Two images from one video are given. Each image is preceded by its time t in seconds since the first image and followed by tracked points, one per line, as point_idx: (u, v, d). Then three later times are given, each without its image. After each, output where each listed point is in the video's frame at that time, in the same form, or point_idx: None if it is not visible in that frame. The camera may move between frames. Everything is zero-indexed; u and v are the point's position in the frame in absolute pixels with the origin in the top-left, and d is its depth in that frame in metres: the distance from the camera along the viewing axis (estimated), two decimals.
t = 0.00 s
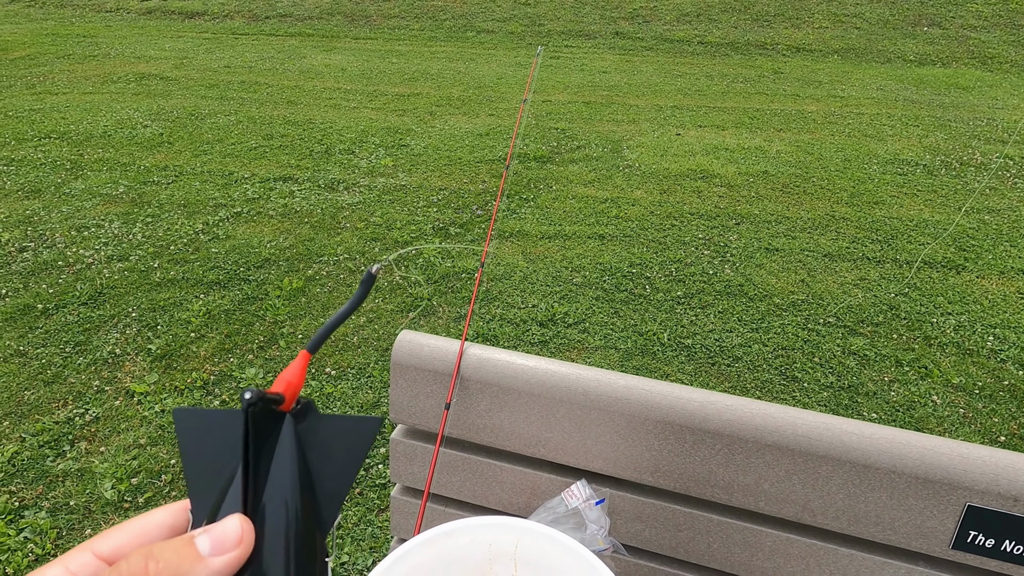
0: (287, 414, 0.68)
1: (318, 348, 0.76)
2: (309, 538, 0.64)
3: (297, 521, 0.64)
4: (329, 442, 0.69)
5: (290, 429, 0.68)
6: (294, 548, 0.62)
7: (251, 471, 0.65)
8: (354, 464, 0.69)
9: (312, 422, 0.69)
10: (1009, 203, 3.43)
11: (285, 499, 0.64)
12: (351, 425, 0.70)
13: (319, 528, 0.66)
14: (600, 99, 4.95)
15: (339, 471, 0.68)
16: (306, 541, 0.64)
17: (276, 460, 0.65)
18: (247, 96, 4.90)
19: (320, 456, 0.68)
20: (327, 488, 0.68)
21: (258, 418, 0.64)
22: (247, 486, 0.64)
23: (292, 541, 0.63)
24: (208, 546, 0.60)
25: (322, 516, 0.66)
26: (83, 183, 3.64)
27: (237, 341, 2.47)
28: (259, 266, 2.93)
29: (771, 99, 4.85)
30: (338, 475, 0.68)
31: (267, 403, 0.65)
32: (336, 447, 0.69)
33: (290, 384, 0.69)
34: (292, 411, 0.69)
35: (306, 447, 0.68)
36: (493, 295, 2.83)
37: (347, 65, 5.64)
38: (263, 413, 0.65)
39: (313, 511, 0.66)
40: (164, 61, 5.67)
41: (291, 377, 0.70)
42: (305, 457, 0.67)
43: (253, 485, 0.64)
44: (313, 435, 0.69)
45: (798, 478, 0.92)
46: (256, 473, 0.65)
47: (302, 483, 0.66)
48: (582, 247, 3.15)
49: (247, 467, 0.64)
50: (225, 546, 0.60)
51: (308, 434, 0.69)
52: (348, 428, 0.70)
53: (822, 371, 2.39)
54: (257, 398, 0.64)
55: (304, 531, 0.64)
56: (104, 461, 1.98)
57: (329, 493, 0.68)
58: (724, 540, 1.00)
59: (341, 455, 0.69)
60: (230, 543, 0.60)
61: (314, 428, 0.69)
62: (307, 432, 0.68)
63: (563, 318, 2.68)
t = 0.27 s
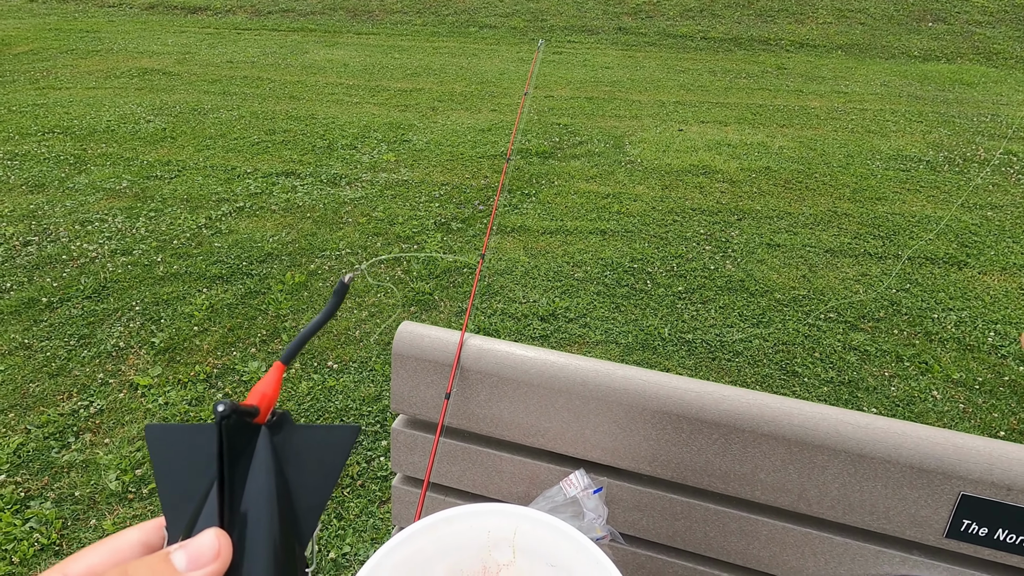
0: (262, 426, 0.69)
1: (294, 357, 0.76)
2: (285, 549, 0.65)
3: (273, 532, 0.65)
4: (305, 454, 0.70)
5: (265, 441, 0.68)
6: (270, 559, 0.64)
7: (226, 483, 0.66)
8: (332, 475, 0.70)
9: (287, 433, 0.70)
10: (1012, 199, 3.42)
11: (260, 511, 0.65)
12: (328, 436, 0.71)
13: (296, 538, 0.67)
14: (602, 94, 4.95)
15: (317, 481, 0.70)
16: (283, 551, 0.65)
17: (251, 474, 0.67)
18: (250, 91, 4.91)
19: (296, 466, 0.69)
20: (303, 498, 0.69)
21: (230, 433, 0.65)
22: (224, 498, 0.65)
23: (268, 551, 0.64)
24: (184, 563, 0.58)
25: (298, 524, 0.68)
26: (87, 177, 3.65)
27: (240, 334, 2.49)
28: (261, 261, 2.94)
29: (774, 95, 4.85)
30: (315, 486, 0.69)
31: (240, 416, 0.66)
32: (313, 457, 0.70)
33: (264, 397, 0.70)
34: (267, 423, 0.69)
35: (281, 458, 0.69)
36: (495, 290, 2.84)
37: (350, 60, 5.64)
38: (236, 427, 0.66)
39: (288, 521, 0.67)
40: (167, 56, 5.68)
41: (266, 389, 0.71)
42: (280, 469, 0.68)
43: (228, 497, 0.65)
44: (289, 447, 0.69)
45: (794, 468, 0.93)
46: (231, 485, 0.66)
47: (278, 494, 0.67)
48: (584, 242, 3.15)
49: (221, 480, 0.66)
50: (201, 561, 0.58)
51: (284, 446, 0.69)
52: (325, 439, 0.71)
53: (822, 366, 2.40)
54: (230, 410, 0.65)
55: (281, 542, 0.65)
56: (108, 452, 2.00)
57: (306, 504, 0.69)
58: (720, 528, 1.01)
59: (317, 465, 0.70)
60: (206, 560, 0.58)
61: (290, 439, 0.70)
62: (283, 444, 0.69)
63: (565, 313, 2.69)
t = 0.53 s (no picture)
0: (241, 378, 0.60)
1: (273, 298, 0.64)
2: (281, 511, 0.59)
3: (264, 490, 0.58)
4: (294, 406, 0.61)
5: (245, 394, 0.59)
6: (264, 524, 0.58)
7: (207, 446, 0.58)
8: (322, 425, 0.61)
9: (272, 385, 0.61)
10: (1009, 195, 3.43)
11: (248, 472, 0.59)
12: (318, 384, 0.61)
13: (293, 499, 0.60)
14: (600, 91, 4.94)
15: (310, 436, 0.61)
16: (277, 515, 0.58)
17: (232, 428, 0.59)
18: (247, 88, 4.89)
19: (285, 420, 0.61)
20: (297, 455, 0.61)
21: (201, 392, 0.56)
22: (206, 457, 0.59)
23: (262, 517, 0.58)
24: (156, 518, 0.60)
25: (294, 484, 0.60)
26: (83, 174, 3.64)
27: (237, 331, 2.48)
28: (258, 257, 2.94)
29: (772, 92, 4.84)
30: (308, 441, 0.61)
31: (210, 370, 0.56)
32: (303, 408, 0.61)
33: (242, 347, 0.59)
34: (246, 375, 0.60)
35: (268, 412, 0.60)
36: (492, 285, 2.84)
37: (347, 57, 5.63)
38: (207, 385, 0.56)
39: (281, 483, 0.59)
40: (163, 53, 5.66)
41: (239, 335, 0.59)
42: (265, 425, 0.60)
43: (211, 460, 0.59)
44: (274, 398, 0.61)
45: (789, 457, 0.93)
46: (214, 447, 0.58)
47: (265, 450, 0.59)
48: (581, 238, 3.16)
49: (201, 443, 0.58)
50: (182, 513, 0.58)
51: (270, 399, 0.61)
52: (315, 385, 0.62)
53: (819, 361, 2.40)
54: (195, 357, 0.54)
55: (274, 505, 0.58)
56: (105, 448, 2.00)
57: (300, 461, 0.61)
58: (715, 519, 1.02)
59: (309, 417, 0.61)
60: (186, 510, 0.58)
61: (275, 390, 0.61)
62: (268, 396, 0.60)
63: (562, 308, 2.69)
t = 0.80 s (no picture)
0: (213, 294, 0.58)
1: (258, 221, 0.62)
2: (251, 430, 0.55)
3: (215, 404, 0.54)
4: (268, 325, 0.59)
5: (219, 313, 0.58)
6: (231, 440, 0.53)
7: (167, 357, 0.55)
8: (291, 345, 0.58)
9: (246, 303, 0.59)
10: (997, 191, 3.46)
11: (212, 388, 0.55)
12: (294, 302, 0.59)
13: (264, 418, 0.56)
14: (593, 90, 4.95)
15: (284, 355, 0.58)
16: (247, 433, 0.54)
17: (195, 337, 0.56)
18: (238, 88, 4.87)
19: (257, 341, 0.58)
20: (269, 375, 0.57)
21: (159, 289, 0.52)
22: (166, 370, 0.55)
23: (222, 432, 0.53)
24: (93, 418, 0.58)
25: (265, 404, 0.56)
26: (72, 175, 3.62)
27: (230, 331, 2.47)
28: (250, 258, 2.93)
29: (763, 90, 4.87)
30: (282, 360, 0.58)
31: (170, 269, 0.53)
32: (277, 327, 0.59)
33: (233, 267, 0.58)
34: (220, 291, 0.58)
35: (239, 331, 0.58)
36: (486, 284, 2.84)
37: (339, 57, 5.61)
38: (168, 286, 0.53)
39: (252, 401, 0.55)
40: (153, 53, 5.62)
41: (229, 254, 0.59)
42: (237, 341, 0.57)
43: (173, 375, 0.55)
44: (249, 317, 0.59)
45: (780, 449, 0.94)
46: (177, 360, 0.55)
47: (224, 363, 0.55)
48: (574, 237, 3.16)
49: (158, 352, 0.54)
50: (119, 415, 0.55)
51: (243, 319, 0.59)
52: (293, 306, 0.59)
53: (811, 356, 2.42)
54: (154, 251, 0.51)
55: (243, 420, 0.54)
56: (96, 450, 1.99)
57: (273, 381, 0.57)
58: (708, 512, 1.02)
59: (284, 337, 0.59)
60: (126, 413, 0.55)
61: (250, 310, 0.59)
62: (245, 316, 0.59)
63: (556, 306, 2.70)
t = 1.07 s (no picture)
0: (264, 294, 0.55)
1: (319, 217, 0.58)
2: (288, 443, 0.52)
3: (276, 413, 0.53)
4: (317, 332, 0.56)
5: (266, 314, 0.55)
6: (266, 452, 0.51)
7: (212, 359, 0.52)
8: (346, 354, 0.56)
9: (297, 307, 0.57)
10: (982, 185, 3.50)
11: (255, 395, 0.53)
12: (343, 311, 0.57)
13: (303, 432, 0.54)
14: (582, 87, 4.95)
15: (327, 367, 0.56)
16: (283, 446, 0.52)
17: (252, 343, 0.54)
18: (225, 86, 4.83)
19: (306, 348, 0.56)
20: (310, 386, 0.55)
21: (211, 286, 0.50)
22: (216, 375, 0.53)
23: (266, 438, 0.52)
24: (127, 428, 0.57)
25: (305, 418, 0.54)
26: (57, 175, 3.58)
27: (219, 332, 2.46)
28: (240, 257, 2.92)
29: (751, 86, 4.89)
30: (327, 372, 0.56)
31: (223, 265, 0.51)
32: (326, 335, 0.56)
33: (288, 263, 0.56)
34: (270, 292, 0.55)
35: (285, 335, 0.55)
36: (477, 282, 2.85)
37: (327, 54, 5.58)
38: (217, 280, 0.51)
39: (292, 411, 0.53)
40: (137, 51, 5.57)
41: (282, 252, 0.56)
42: (280, 347, 0.55)
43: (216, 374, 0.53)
44: (298, 319, 0.56)
45: (770, 442, 0.95)
46: (222, 362, 0.53)
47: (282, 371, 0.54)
48: (565, 233, 3.17)
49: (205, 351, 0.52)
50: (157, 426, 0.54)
51: (292, 323, 0.56)
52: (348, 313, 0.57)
53: (800, 350, 2.44)
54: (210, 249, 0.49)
55: (282, 433, 0.52)
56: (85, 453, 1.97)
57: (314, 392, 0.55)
58: (700, 505, 1.03)
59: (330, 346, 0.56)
60: (159, 425, 0.54)
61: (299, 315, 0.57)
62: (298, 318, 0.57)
63: (547, 303, 2.70)
